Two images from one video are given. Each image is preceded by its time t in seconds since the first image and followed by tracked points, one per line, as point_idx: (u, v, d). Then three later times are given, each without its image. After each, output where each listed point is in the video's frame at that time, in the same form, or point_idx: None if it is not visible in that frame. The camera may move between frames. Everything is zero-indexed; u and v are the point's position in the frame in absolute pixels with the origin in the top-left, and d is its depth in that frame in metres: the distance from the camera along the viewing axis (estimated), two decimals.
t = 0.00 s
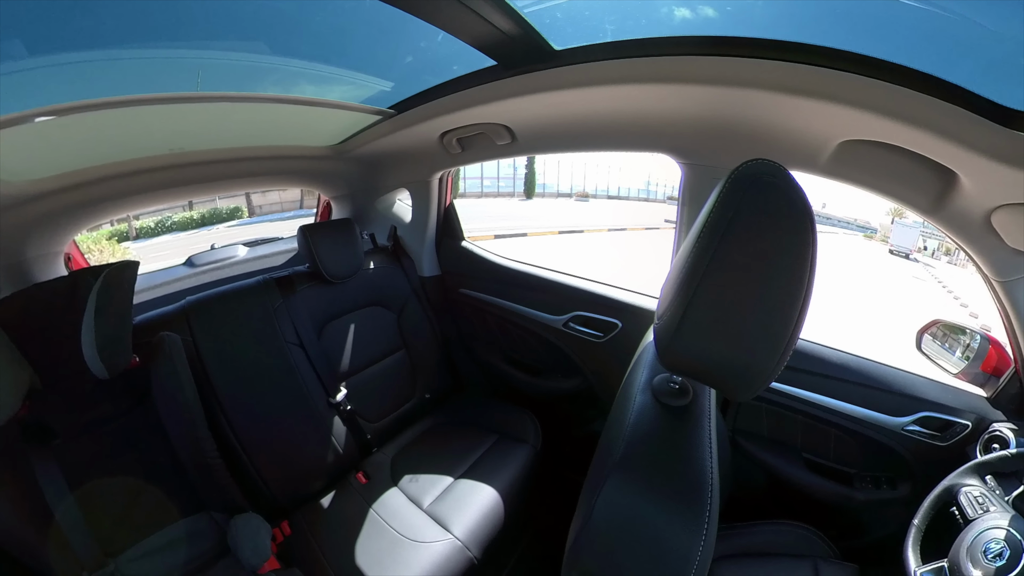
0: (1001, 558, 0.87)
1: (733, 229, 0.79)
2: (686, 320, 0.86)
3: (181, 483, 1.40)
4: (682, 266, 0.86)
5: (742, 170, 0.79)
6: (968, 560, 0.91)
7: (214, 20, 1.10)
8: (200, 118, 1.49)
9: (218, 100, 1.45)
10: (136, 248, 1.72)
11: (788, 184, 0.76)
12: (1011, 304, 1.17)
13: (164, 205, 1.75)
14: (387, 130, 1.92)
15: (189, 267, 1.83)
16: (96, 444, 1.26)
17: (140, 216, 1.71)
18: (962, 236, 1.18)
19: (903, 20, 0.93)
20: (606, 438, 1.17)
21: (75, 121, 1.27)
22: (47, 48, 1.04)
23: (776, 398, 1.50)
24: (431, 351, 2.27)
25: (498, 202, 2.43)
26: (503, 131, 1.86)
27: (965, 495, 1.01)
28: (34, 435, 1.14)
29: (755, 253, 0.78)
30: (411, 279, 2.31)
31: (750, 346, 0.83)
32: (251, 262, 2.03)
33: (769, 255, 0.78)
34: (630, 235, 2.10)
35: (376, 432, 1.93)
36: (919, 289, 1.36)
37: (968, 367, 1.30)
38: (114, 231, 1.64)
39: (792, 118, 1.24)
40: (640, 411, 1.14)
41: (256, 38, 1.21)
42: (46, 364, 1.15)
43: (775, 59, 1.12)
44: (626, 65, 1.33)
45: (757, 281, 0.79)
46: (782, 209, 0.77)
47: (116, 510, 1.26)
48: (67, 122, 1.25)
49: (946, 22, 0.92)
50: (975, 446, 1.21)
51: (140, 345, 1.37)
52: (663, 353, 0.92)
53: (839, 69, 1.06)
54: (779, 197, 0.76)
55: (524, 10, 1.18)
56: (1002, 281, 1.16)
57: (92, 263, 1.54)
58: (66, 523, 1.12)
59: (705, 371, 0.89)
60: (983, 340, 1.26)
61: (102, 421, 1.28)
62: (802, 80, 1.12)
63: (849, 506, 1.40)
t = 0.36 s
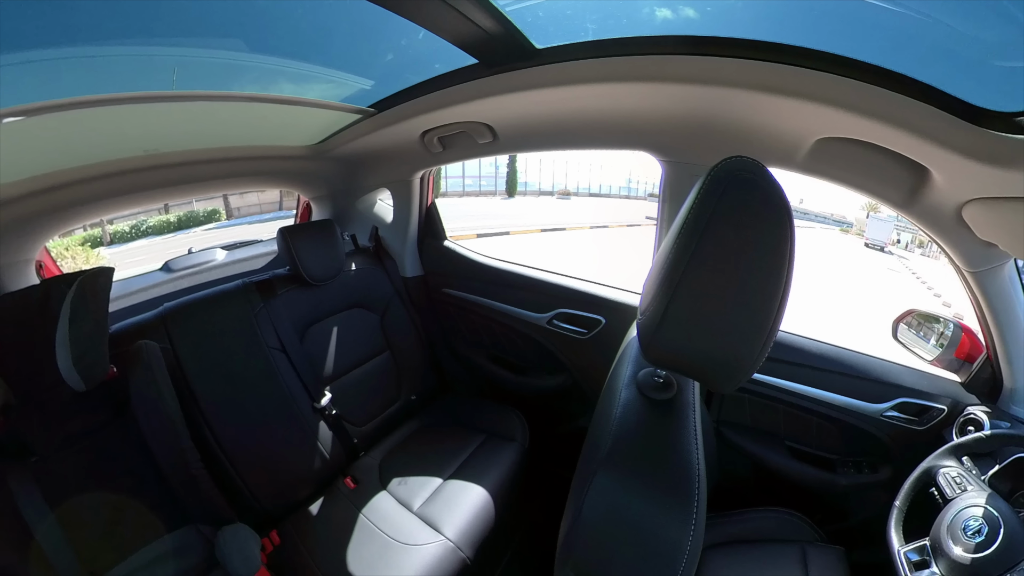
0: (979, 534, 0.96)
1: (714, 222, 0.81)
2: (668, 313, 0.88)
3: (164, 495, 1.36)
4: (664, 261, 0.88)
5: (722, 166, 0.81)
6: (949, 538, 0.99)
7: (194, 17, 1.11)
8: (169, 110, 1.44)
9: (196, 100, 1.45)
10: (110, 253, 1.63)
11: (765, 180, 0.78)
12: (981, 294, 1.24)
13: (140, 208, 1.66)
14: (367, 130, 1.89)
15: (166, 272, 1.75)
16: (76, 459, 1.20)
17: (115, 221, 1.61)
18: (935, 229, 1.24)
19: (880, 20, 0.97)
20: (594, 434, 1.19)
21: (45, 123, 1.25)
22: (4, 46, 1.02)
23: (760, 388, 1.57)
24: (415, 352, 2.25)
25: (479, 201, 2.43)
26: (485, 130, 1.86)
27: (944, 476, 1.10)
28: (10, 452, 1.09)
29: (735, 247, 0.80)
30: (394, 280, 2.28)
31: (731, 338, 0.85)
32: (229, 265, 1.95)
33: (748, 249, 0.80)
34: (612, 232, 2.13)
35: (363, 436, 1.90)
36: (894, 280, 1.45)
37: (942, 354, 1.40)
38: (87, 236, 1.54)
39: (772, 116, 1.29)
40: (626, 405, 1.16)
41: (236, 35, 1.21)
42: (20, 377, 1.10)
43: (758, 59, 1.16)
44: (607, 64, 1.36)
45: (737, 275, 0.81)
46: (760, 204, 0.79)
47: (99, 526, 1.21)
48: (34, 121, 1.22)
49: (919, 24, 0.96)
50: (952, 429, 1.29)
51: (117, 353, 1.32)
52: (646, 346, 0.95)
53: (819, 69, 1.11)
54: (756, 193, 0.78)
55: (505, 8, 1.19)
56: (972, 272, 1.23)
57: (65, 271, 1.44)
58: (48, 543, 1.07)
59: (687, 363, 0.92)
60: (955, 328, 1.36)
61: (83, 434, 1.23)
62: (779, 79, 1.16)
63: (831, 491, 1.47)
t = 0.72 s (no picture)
0: (961, 514, 1.01)
1: (696, 220, 0.82)
2: (652, 309, 0.90)
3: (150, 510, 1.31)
4: (648, 258, 0.89)
5: (704, 164, 0.82)
6: (931, 520, 1.05)
7: (172, 13, 1.10)
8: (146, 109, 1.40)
9: (172, 99, 1.41)
10: (87, 259, 1.58)
11: (747, 177, 0.80)
12: (956, 285, 1.29)
13: (116, 212, 1.60)
14: (348, 130, 1.86)
15: (144, 277, 1.69)
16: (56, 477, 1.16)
17: (90, 226, 1.56)
18: (912, 224, 1.30)
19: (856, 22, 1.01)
20: (582, 430, 1.20)
21: (17, 121, 1.21)
22: None
23: (742, 380, 1.64)
24: (401, 353, 2.23)
25: (462, 200, 2.42)
26: (467, 130, 1.85)
27: (925, 460, 1.14)
28: None
29: (717, 243, 0.82)
30: (378, 281, 2.25)
31: (714, 332, 0.87)
32: (210, 269, 1.89)
33: (730, 245, 0.82)
34: (596, 229, 2.14)
35: (350, 440, 1.88)
36: (871, 274, 1.51)
37: (919, 344, 1.41)
38: (62, 242, 1.48)
39: (753, 115, 1.33)
40: (613, 400, 1.17)
41: (217, 34, 1.21)
42: None
43: (741, 59, 1.20)
44: (589, 63, 1.38)
45: (719, 271, 0.83)
46: (742, 202, 0.80)
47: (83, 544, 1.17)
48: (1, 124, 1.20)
49: (895, 26, 0.99)
50: (931, 414, 1.35)
51: (94, 364, 1.27)
52: (630, 342, 0.96)
53: (799, 69, 1.15)
54: (738, 191, 0.80)
55: (488, 7, 1.19)
56: (948, 264, 1.29)
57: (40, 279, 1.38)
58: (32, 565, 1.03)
59: (672, 358, 0.94)
60: (932, 318, 1.37)
61: (63, 448, 1.18)
62: (758, 79, 1.20)
63: (816, 477, 1.54)
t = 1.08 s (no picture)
0: (941, 494, 1.07)
1: (676, 216, 0.84)
2: (634, 304, 0.91)
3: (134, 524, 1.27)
4: (630, 253, 0.91)
5: (684, 161, 0.84)
6: (914, 500, 1.10)
7: (143, 8, 1.07)
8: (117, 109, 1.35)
9: (148, 99, 1.38)
10: (59, 267, 1.49)
11: (726, 174, 0.82)
12: (930, 276, 1.36)
13: (90, 217, 1.50)
14: (327, 129, 1.83)
15: (121, 285, 1.59)
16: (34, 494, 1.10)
17: (62, 232, 1.46)
18: (888, 218, 1.37)
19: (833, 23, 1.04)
20: (569, 426, 1.21)
21: None
22: None
23: (725, 371, 1.69)
24: (386, 355, 2.20)
25: (444, 199, 2.40)
26: (449, 128, 1.84)
27: (903, 443, 1.19)
28: None
29: (697, 238, 0.84)
30: (360, 283, 2.22)
31: (696, 326, 0.89)
32: (188, 274, 1.80)
33: (710, 241, 0.84)
34: (578, 227, 2.16)
35: (337, 445, 1.85)
36: (848, 266, 1.60)
37: (896, 332, 1.48)
38: (32, 249, 1.39)
39: (733, 113, 1.37)
40: (599, 396, 1.19)
41: (190, 31, 1.18)
42: None
43: (720, 58, 1.24)
44: (569, 62, 1.40)
45: (699, 266, 0.85)
46: (720, 198, 0.82)
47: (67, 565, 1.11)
48: None
49: (869, 26, 1.02)
50: (908, 400, 1.42)
51: (71, 377, 1.21)
52: (614, 337, 0.98)
53: (779, 67, 1.19)
54: (718, 187, 0.82)
55: (470, 5, 1.19)
56: (921, 256, 1.35)
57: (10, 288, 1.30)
58: None
59: (655, 352, 0.95)
60: (907, 307, 1.44)
61: (41, 465, 1.13)
62: (737, 77, 1.24)
63: (798, 464, 1.60)
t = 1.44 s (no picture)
0: (921, 475, 1.12)
1: (657, 213, 0.85)
2: (617, 301, 0.93)
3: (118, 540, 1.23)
4: (612, 250, 0.92)
5: (663, 158, 0.85)
6: (895, 482, 1.15)
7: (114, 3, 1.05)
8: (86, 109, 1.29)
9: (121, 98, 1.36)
10: (29, 276, 1.37)
11: (705, 172, 0.83)
12: (904, 267, 1.42)
13: (63, 223, 1.37)
14: (305, 129, 1.79)
15: (94, 292, 1.55)
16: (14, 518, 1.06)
17: (33, 239, 1.33)
18: (863, 213, 1.42)
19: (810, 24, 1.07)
20: (557, 423, 1.22)
21: None
22: None
23: (708, 364, 1.74)
24: (370, 358, 2.17)
25: (426, 199, 2.38)
26: (430, 127, 1.82)
27: (883, 428, 1.25)
28: None
29: (678, 235, 0.86)
30: (343, 284, 2.18)
31: (678, 321, 0.91)
32: (165, 279, 1.76)
33: (690, 237, 0.85)
34: (560, 225, 2.18)
35: (324, 451, 1.81)
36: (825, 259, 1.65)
37: (873, 322, 1.59)
38: None
39: (713, 110, 1.40)
40: (585, 392, 1.19)
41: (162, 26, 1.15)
42: None
43: (699, 57, 1.27)
44: (551, 61, 1.41)
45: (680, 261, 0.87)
46: (700, 194, 0.83)
47: None
48: None
49: (844, 26, 1.06)
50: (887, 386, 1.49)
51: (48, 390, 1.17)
52: (598, 334, 1.00)
53: (756, 67, 1.23)
54: (698, 184, 0.83)
55: (452, 3, 1.19)
56: (895, 248, 1.41)
57: None
58: None
59: (638, 347, 0.97)
60: (883, 298, 1.54)
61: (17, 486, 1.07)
62: (718, 76, 1.27)
63: (781, 451, 1.65)
